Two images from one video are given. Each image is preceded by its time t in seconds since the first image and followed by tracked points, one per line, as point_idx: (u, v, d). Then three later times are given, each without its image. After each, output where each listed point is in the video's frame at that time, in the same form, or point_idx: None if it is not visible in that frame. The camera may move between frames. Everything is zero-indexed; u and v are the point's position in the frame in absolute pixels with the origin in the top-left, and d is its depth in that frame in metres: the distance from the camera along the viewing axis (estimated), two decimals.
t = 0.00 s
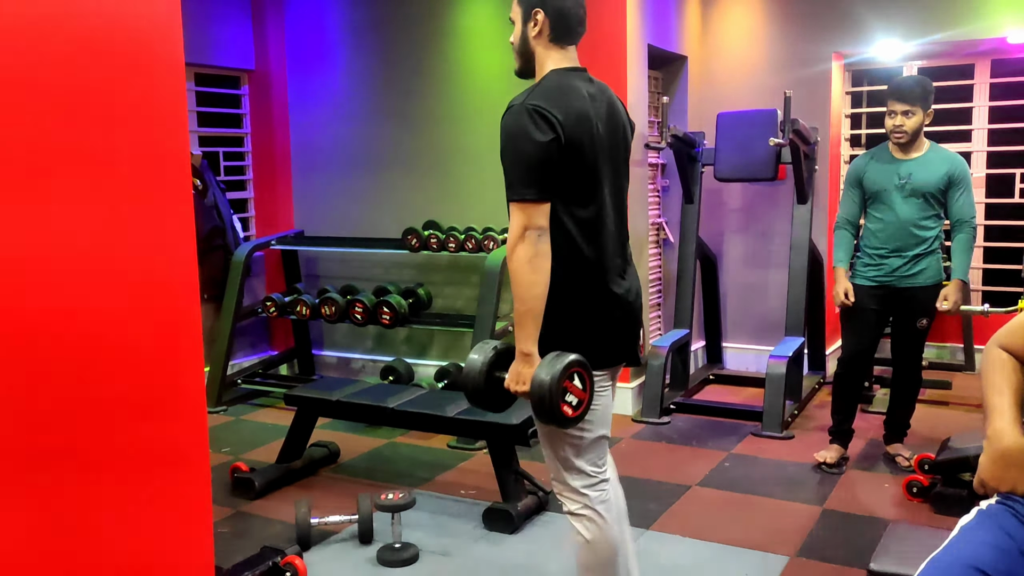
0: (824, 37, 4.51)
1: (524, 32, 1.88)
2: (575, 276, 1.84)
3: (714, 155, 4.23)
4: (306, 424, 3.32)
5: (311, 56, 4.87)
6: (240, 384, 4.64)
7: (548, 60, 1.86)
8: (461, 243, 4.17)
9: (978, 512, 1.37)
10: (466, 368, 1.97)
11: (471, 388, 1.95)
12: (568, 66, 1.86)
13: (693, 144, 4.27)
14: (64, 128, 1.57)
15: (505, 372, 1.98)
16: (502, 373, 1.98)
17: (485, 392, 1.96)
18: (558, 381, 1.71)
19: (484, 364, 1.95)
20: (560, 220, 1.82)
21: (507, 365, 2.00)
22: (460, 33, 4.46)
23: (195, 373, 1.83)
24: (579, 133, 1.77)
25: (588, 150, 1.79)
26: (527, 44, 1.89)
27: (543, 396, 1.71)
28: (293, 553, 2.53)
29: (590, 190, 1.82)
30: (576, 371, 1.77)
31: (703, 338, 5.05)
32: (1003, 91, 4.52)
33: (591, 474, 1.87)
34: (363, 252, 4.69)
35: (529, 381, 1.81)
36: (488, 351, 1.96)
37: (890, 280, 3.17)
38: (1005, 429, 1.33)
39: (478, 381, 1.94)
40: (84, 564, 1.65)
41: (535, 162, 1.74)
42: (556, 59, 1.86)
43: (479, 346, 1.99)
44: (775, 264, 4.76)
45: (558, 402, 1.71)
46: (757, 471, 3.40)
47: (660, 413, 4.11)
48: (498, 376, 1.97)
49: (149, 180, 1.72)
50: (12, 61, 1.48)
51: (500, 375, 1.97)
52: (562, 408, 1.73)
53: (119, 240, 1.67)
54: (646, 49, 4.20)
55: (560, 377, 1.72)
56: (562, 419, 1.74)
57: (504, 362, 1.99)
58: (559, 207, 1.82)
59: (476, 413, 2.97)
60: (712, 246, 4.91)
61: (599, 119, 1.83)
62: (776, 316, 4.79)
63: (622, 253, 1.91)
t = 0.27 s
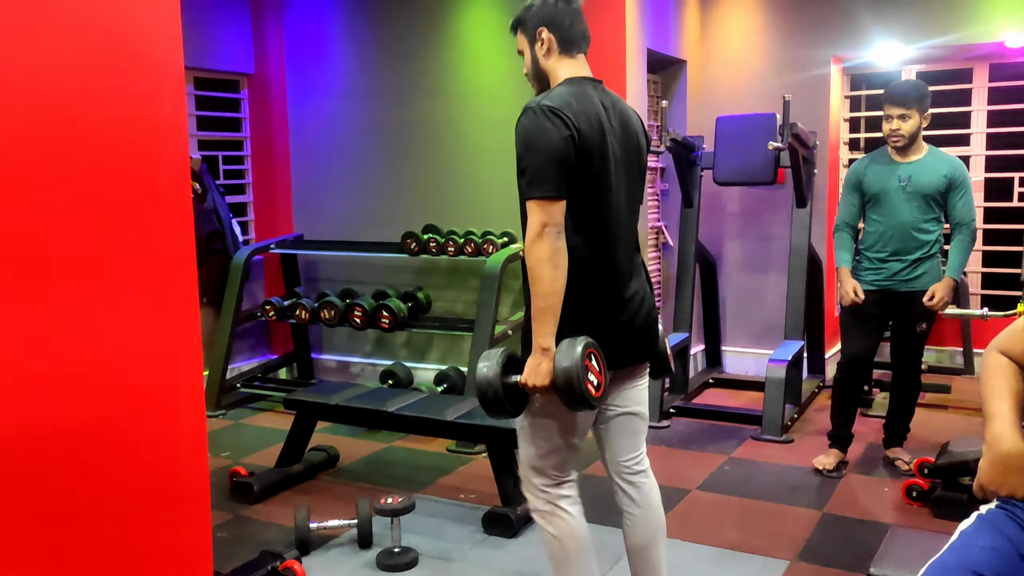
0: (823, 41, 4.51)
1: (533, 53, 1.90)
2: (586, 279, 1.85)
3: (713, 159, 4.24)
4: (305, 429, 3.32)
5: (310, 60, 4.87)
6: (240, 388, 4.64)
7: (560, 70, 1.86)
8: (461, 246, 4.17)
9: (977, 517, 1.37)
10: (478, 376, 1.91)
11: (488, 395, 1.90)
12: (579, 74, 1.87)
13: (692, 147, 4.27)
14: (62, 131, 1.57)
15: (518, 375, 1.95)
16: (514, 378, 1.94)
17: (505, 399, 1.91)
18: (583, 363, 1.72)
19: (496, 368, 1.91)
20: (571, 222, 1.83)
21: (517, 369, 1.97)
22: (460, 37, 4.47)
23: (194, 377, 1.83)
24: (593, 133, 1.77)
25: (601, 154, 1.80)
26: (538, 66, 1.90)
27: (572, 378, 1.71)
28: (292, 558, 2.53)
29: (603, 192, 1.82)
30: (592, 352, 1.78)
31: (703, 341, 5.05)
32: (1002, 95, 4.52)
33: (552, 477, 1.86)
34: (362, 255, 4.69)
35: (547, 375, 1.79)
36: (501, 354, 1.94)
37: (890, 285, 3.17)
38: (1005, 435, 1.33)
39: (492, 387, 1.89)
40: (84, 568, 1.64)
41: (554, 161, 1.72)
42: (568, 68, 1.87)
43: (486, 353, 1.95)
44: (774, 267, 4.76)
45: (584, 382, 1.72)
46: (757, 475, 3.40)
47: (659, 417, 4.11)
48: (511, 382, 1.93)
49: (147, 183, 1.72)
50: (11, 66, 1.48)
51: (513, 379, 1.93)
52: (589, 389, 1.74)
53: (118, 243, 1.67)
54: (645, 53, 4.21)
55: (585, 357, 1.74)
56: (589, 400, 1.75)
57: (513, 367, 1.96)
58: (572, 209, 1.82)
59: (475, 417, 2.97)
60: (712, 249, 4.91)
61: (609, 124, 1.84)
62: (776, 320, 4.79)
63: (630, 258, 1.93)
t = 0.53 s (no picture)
0: (821, 44, 4.52)
1: (512, 72, 1.97)
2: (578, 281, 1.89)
3: (712, 162, 4.23)
4: (304, 432, 3.32)
5: (309, 63, 4.88)
6: (239, 391, 4.63)
7: (541, 85, 1.94)
8: (460, 250, 4.17)
9: (976, 520, 1.37)
10: (472, 363, 1.92)
11: (478, 388, 1.89)
12: (559, 85, 1.93)
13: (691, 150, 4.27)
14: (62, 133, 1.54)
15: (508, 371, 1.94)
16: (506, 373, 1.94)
17: (493, 393, 1.90)
18: (579, 373, 1.80)
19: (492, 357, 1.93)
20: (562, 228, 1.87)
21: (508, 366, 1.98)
22: (458, 40, 4.47)
23: (192, 385, 1.81)
24: (579, 140, 1.82)
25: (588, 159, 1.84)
26: (519, 84, 1.97)
27: (566, 390, 1.79)
28: (290, 562, 2.53)
29: (593, 197, 1.86)
30: (586, 366, 1.86)
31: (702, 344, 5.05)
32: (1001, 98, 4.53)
33: (502, 456, 1.94)
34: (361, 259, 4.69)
35: (538, 379, 1.84)
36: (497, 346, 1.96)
37: (889, 288, 3.17)
38: (1003, 438, 1.32)
39: (484, 379, 1.90)
40: None
41: (540, 168, 1.77)
42: (549, 82, 1.94)
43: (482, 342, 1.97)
44: (773, 270, 4.76)
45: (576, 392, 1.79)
46: (756, 478, 3.39)
47: (659, 420, 4.10)
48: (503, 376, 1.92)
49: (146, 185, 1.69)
50: (10, 69, 1.45)
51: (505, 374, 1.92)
52: (578, 401, 1.82)
53: (117, 246, 1.64)
54: (644, 56, 4.21)
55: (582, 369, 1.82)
56: (576, 412, 1.83)
57: (506, 362, 1.98)
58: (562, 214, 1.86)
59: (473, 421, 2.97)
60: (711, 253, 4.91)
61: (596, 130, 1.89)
62: (775, 323, 4.79)
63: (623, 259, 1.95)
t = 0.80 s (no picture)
0: (819, 45, 4.54)
1: (445, 94, 2.32)
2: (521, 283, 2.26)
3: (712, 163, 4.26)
4: (304, 433, 3.33)
5: (307, 65, 4.94)
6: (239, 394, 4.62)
7: (472, 99, 2.29)
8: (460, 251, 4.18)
9: (976, 521, 1.37)
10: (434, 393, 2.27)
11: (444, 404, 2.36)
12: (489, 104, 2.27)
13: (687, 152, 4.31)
14: (61, 134, 1.46)
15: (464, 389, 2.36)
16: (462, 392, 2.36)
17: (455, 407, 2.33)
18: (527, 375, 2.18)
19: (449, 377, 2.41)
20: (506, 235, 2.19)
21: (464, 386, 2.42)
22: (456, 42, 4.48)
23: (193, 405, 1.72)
24: (512, 157, 2.13)
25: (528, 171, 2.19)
26: (454, 103, 2.32)
27: (517, 388, 2.16)
28: (290, 562, 2.55)
29: (524, 207, 2.20)
30: (534, 367, 2.24)
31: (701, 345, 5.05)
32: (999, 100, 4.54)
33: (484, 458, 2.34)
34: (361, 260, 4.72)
35: (491, 391, 2.25)
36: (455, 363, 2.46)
37: (888, 288, 3.22)
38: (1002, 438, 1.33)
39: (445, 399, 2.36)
40: None
41: (479, 191, 2.10)
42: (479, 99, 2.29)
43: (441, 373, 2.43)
44: (774, 272, 4.74)
45: (527, 391, 2.17)
46: (757, 480, 3.39)
47: (658, 421, 4.12)
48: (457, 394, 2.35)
49: (145, 188, 1.60)
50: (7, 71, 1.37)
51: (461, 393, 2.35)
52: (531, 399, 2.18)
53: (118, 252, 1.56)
54: (640, 58, 4.22)
55: (530, 370, 2.20)
56: (530, 408, 2.19)
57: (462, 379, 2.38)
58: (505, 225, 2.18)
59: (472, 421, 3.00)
60: (711, 254, 4.89)
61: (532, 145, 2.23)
62: (773, 324, 4.79)
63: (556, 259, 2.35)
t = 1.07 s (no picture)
0: (816, 45, 4.54)
1: (419, 89, 2.27)
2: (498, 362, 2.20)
3: (709, 163, 4.32)
4: (303, 437, 3.31)
5: (305, 64, 4.85)
6: (235, 399, 4.59)
7: (448, 97, 2.25)
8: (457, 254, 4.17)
9: (976, 520, 1.37)
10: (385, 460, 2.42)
11: (389, 475, 2.44)
12: (475, 181, 2.15)
13: (685, 153, 4.34)
14: (60, 132, 1.47)
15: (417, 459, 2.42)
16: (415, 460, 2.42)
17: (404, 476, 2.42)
18: (472, 382, 2.16)
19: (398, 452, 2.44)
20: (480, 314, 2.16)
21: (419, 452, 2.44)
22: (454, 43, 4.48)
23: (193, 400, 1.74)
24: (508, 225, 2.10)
25: (505, 252, 2.09)
26: (427, 98, 2.27)
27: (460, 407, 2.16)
28: (289, 567, 2.54)
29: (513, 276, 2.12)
30: (485, 378, 2.19)
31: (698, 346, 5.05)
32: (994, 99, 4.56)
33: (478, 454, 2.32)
34: (357, 263, 4.70)
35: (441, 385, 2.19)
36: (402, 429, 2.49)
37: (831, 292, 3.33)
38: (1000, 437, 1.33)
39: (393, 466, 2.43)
40: None
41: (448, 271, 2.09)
42: (463, 176, 2.15)
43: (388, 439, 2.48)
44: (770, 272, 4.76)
45: (472, 398, 2.17)
46: (755, 480, 3.40)
47: (656, 423, 4.16)
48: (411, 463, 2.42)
49: (141, 186, 1.62)
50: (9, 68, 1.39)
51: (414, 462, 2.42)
52: (475, 411, 2.19)
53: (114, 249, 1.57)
54: (636, 60, 4.23)
55: (476, 378, 2.17)
56: (475, 413, 2.20)
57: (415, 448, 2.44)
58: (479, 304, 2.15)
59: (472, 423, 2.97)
60: (710, 255, 4.87)
61: (514, 224, 2.11)
62: (770, 326, 4.73)
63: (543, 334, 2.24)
